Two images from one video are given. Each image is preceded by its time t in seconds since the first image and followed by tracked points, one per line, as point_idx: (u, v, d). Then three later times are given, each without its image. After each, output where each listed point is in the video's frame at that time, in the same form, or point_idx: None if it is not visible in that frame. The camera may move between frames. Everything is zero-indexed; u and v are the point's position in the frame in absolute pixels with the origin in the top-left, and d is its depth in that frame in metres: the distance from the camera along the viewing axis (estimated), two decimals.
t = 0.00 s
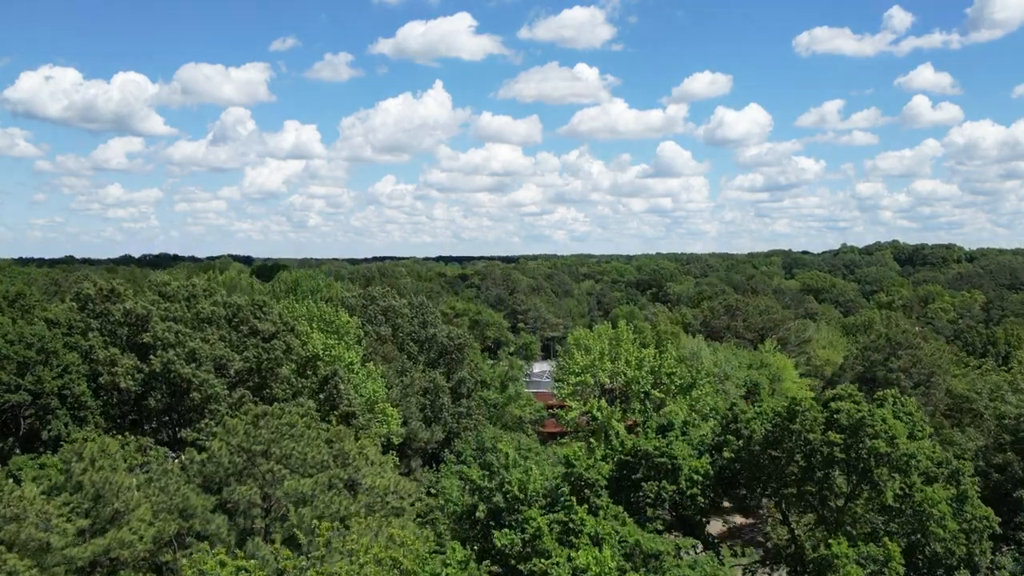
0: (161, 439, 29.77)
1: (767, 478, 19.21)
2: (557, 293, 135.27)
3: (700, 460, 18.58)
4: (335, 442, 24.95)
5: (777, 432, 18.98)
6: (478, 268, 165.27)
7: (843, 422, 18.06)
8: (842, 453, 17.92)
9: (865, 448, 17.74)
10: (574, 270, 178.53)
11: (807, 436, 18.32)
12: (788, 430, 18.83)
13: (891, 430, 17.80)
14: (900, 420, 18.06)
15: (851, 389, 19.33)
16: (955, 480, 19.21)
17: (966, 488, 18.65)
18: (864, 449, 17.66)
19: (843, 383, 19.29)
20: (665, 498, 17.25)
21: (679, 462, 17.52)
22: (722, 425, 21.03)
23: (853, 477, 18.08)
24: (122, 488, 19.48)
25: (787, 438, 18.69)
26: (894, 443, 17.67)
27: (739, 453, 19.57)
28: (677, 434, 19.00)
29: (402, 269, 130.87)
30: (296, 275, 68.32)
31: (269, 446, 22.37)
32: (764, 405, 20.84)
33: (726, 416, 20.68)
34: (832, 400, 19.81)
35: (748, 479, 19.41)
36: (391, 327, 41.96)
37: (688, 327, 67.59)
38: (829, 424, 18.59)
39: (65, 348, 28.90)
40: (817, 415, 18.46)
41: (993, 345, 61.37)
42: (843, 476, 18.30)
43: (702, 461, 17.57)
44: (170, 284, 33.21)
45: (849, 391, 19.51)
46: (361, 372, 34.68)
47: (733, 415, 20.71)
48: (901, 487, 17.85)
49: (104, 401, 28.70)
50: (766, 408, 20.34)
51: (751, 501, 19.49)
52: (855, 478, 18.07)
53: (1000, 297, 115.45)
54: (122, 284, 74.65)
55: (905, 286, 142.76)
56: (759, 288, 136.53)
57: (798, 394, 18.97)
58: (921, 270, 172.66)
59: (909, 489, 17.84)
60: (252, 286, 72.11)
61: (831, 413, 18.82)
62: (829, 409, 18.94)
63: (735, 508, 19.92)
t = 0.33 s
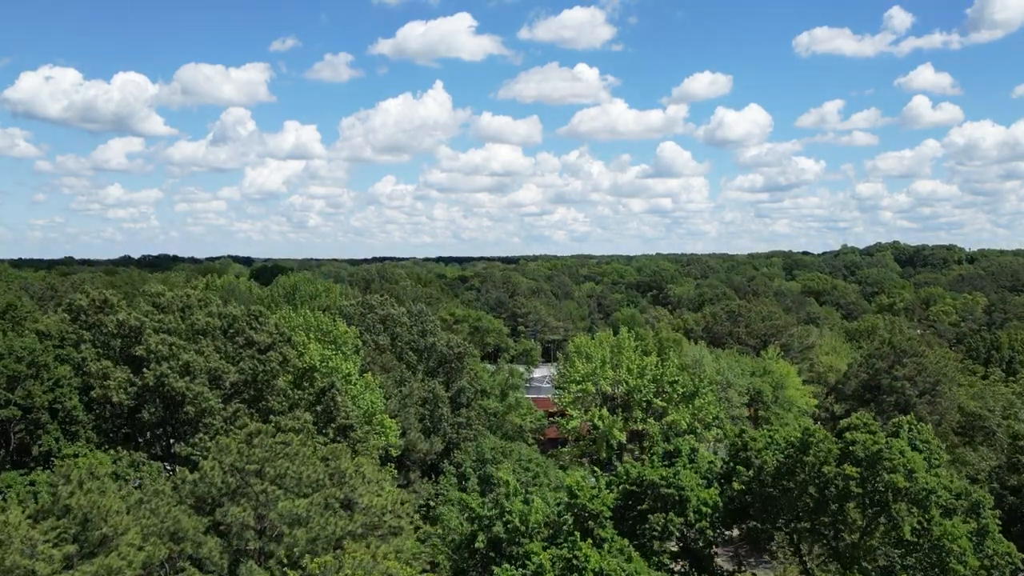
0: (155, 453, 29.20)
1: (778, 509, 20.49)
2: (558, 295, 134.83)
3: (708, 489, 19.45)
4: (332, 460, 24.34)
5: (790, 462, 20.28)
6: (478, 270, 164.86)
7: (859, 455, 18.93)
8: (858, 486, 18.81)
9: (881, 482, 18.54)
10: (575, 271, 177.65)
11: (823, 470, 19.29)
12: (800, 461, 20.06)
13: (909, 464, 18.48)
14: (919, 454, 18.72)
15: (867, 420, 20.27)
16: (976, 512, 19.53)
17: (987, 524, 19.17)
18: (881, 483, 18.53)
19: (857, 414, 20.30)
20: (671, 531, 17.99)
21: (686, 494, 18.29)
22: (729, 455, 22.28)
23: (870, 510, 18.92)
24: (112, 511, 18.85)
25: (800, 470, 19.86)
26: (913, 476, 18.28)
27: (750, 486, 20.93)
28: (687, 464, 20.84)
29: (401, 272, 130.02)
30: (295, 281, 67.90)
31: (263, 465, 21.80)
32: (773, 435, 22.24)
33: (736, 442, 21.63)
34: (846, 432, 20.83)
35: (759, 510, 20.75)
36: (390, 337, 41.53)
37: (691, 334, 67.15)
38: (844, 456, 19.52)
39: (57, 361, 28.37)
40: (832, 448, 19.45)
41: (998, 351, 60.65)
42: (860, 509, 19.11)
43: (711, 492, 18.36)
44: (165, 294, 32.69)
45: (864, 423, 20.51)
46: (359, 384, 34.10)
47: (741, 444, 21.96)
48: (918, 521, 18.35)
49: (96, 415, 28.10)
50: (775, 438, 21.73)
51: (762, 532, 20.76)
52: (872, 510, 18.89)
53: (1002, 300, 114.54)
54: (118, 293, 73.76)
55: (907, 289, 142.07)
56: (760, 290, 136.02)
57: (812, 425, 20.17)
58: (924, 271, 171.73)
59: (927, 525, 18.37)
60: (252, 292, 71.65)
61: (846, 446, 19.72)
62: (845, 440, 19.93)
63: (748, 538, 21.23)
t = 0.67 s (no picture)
0: (148, 468, 28.59)
1: (792, 544, 21.42)
2: (558, 297, 134.39)
3: (717, 523, 21.23)
4: (327, 479, 23.83)
5: (802, 496, 21.21)
6: (478, 272, 164.38)
7: (878, 491, 20.14)
8: (878, 524, 20.09)
9: (899, 519, 19.90)
10: (575, 273, 176.80)
11: (840, 509, 20.27)
12: (814, 496, 21.03)
13: (930, 502, 19.81)
14: (938, 491, 20.09)
15: (884, 454, 21.53)
16: (997, 548, 20.84)
17: (1009, 562, 19.94)
18: (899, 521, 19.87)
19: (873, 447, 21.47)
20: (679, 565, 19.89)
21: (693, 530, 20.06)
22: (738, 483, 23.58)
23: (889, 546, 20.11)
24: (99, 536, 18.16)
25: (816, 506, 20.89)
26: (932, 516, 19.62)
27: (762, 522, 21.98)
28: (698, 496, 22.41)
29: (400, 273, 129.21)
30: (293, 286, 67.34)
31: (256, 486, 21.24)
32: (783, 464, 23.35)
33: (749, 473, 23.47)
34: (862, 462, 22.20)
35: (772, 545, 21.81)
36: (389, 346, 41.05)
37: (693, 340, 66.72)
38: (861, 490, 20.70)
39: (48, 375, 27.83)
40: (846, 484, 20.49)
41: (1001, 356, 60.28)
42: (878, 546, 20.28)
43: (720, 527, 20.16)
44: (159, 305, 32.09)
45: (880, 454, 21.74)
46: (357, 395, 33.53)
47: (751, 473, 23.06)
48: (935, 558, 19.89)
49: (88, 429, 27.59)
50: (786, 468, 22.76)
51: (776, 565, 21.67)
52: (891, 546, 20.11)
53: (1005, 303, 113.78)
54: (111, 299, 72.68)
55: (907, 290, 141.74)
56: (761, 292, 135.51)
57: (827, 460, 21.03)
58: (925, 272, 171.42)
59: (947, 562, 19.94)
60: (249, 297, 71.12)
61: (863, 479, 20.88)
62: (861, 473, 20.98)
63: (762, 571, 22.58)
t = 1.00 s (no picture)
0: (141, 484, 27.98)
1: None
2: (558, 299, 134.00)
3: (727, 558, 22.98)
4: (322, 499, 23.31)
5: (818, 535, 22.81)
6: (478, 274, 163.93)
7: (896, 530, 20.76)
8: (897, 563, 20.37)
9: (920, 561, 19.97)
10: (575, 274, 176.44)
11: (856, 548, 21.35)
12: (830, 534, 22.53)
13: (952, 543, 19.76)
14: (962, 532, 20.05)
15: (904, 491, 22.18)
16: None
17: None
18: (917, 561, 20.02)
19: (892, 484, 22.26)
20: None
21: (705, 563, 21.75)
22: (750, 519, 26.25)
23: None
24: (86, 562, 17.50)
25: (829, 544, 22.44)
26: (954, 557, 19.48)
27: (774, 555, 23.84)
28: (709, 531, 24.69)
29: (400, 275, 128.53)
30: (292, 290, 66.72)
31: (250, 508, 20.68)
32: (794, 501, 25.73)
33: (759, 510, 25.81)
34: (879, 499, 23.18)
35: None
36: (387, 355, 40.48)
37: (694, 346, 66.13)
38: (880, 530, 21.49)
39: (39, 390, 27.23)
40: (863, 523, 21.61)
41: (1006, 361, 59.76)
42: None
43: (730, 563, 21.75)
44: (153, 317, 31.45)
45: (900, 491, 22.46)
46: (355, 407, 32.90)
47: (762, 507, 25.82)
48: None
49: (80, 445, 26.98)
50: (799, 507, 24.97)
51: None
52: None
53: (1007, 305, 113.21)
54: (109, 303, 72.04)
55: (908, 291, 141.38)
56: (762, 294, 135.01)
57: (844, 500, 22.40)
58: (926, 273, 171.10)
59: None
60: (248, 302, 70.55)
61: (882, 517, 21.63)
62: (880, 511, 21.79)
63: None
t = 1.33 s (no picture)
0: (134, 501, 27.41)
1: None
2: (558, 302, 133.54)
3: None
4: (318, 520, 22.72)
5: None
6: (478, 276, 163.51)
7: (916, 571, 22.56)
8: None
9: None
10: (576, 276, 176.08)
11: None
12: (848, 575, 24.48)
13: None
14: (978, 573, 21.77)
15: (920, 532, 24.13)
16: None
17: None
18: None
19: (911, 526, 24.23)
20: None
21: None
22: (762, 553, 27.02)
23: None
24: None
25: None
26: None
27: None
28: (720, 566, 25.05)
29: (399, 277, 128.01)
30: (289, 295, 66.00)
31: (243, 532, 20.07)
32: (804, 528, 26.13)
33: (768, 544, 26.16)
34: (898, 537, 25.05)
35: None
36: (386, 366, 39.86)
37: (696, 351, 65.48)
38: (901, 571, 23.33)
39: (29, 405, 26.64)
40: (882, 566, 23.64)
41: (1010, 367, 59.28)
42: None
43: None
44: (146, 330, 30.84)
45: (919, 530, 24.42)
46: (352, 420, 32.34)
47: (774, 544, 26.07)
48: None
49: (71, 461, 26.41)
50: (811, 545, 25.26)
51: None
52: None
53: (1008, 307, 113.26)
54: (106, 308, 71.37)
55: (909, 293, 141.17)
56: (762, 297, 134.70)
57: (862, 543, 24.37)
58: (926, 274, 170.91)
59: None
60: (245, 307, 69.84)
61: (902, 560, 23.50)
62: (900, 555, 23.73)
63: None
